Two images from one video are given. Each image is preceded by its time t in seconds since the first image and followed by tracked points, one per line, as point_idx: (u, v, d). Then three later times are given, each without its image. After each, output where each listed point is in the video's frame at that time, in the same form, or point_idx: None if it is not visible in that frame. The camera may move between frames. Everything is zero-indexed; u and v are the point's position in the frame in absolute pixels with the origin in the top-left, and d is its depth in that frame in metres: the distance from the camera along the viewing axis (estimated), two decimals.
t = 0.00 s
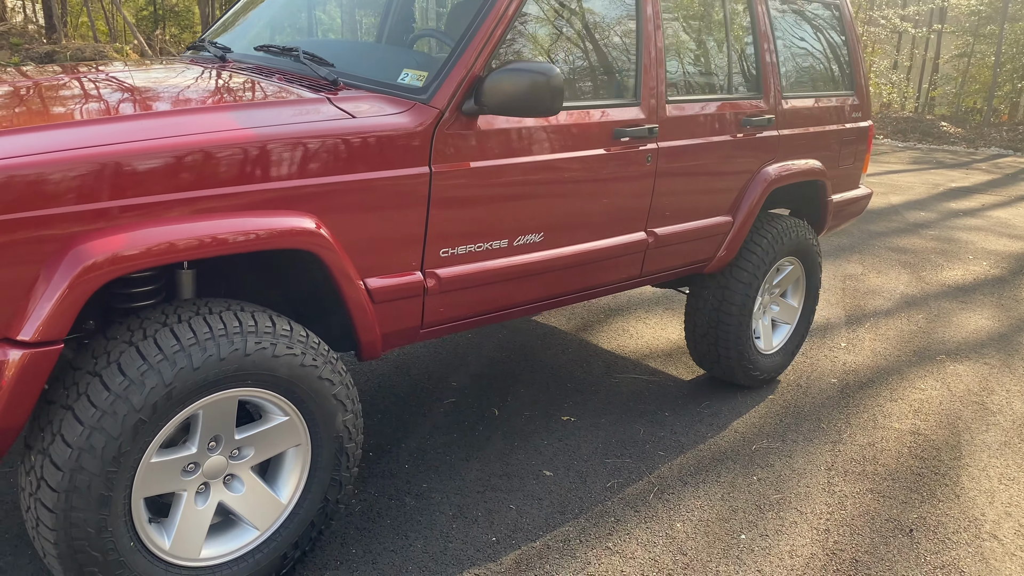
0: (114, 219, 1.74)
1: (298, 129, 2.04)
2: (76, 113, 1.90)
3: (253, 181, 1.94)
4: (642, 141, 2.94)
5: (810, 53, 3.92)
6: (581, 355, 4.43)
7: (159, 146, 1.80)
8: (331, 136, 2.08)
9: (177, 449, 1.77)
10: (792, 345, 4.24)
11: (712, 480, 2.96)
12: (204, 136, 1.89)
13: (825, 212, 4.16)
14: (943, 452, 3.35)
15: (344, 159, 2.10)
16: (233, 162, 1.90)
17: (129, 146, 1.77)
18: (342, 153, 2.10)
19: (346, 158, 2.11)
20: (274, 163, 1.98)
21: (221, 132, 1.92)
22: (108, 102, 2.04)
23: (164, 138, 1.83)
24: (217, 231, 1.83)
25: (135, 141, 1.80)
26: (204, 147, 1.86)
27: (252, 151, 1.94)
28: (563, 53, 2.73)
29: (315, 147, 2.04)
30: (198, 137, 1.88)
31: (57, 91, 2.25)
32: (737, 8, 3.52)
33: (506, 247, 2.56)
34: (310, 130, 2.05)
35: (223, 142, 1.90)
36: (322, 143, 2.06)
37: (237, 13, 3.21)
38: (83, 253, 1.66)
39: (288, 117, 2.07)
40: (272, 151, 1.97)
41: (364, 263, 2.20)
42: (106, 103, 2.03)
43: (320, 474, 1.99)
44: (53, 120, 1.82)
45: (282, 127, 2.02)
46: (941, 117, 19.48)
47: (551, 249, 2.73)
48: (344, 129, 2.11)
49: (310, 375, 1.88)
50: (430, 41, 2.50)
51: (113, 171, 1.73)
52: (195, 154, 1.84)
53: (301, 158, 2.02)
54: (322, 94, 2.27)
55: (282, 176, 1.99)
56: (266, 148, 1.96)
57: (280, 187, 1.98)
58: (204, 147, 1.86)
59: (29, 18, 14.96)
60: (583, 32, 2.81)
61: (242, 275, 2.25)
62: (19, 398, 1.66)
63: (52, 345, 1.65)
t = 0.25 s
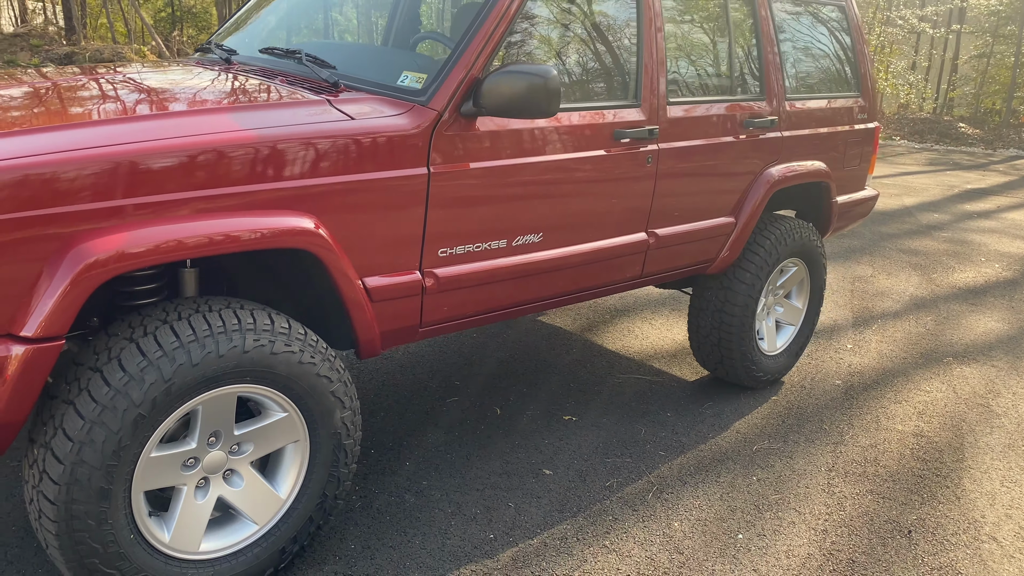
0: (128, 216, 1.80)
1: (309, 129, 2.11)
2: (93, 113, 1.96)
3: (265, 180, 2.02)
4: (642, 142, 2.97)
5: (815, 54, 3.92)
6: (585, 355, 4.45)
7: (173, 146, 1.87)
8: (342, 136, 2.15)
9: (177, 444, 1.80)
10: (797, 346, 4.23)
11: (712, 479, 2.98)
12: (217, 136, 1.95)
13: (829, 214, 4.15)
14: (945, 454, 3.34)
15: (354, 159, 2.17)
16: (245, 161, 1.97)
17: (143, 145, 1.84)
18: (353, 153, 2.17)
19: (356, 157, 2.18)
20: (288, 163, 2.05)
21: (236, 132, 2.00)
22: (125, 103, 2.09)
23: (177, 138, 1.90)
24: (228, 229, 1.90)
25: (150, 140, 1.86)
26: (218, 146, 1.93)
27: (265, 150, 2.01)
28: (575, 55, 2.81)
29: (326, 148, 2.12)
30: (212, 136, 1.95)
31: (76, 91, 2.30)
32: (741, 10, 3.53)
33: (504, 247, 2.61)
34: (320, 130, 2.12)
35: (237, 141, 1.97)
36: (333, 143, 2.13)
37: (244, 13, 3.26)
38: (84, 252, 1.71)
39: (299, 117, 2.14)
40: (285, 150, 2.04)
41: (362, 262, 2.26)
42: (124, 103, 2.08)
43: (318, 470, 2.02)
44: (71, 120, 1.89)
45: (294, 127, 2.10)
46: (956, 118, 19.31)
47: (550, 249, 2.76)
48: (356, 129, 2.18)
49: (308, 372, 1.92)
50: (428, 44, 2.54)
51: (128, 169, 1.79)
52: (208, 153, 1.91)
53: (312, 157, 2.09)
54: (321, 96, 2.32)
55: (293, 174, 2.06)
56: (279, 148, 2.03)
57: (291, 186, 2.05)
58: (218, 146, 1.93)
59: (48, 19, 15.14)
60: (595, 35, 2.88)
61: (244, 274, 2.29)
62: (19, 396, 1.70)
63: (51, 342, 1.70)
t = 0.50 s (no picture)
0: (141, 213, 1.82)
1: (321, 128, 2.13)
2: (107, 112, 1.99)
3: (279, 178, 2.04)
4: (649, 142, 2.97)
5: (826, 54, 3.90)
6: (593, 355, 4.44)
7: (186, 144, 1.90)
8: (355, 134, 2.17)
9: (180, 441, 1.82)
10: (806, 347, 4.20)
11: (717, 481, 2.96)
12: (231, 135, 1.98)
13: (840, 215, 4.12)
14: (954, 457, 3.31)
15: (366, 157, 2.20)
16: (259, 159, 2.00)
17: (158, 143, 1.86)
18: (365, 151, 2.19)
19: (368, 155, 2.20)
20: (301, 161, 2.08)
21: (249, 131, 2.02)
22: (142, 102, 2.12)
23: (191, 136, 1.92)
24: (240, 227, 1.92)
25: (164, 138, 1.89)
26: (232, 145, 1.96)
27: (279, 149, 2.04)
28: (588, 55, 2.84)
29: (338, 146, 2.14)
30: (225, 135, 1.97)
31: (94, 91, 2.33)
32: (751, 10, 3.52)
33: (508, 248, 2.61)
34: (332, 129, 2.14)
35: (250, 140, 1.99)
36: (345, 142, 2.15)
37: (255, 13, 3.28)
38: (88, 249, 1.73)
39: (311, 116, 2.16)
40: (299, 149, 2.07)
41: (366, 262, 2.27)
42: (140, 103, 2.11)
43: (321, 469, 2.03)
44: (87, 118, 1.92)
45: (308, 125, 2.12)
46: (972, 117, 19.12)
47: (555, 249, 2.77)
48: (368, 128, 2.20)
49: (310, 370, 1.93)
50: (433, 44, 2.55)
51: (143, 167, 1.82)
52: (222, 151, 1.94)
53: (324, 155, 2.11)
54: (324, 96, 2.34)
55: (306, 172, 2.09)
56: (293, 146, 2.06)
57: (304, 184, 2.08)
58: (232, 145, 1.96)
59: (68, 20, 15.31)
60: (609, 35, 2.90)
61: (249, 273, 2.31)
62: (24, 393, 1.73)
63: (57, 339, 1.72)
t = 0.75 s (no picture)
0: (149, 206, 1.86)
1: (328, 122, 2.16)
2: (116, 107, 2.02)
3: (287, 173, 2.07)
4: (652, 139, 2.97)
5: (833, 51, 3.89)
6: (597, 353, 4.45)
7: (194, 137, 1.93)
8: (363, 129, 2.20)
9: (180, 434, 1.84)
10: (811, 345, 4.18)
11: (719, 477, 2.96)
12: (239, 129, 2.01)
13: (845, 213, 4.10)
14: (959, 455, 3.30)
15: (372, 152, 2.22)
16: (267, 153, 2.03)
17: (166, 136, 1.90)
18: (372, 146, 2.22)
19: (375, 149, 2.22)
20: (309, 156, 2.11)
21: (256, 125, 2.05)
22: (152, 98, 2.14)
23: (199, 130, 1.96)
24: (245, 220, 1.95)
25: (172, 132, 1.92)
26: (241, 139, 1.99)
27: (288, 143, 2.07)
28: (598, 52, 2.85)
29: (346, 141, 2.17)
30: (234, 129, 2.00)
31: (105, 87, 2.35)
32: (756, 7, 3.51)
33: (510, 243, 2.62)
34: (339, 124, 2.17)
35: (257, 134, 2.02)
36: (352, 137, 2.18)
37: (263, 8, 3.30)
38: (91, 242, 1.75)
39: (319, 111, 2.19)
40: (307, 143, 2.10)
41: (367, 257, 2.28)
42: (151, 99, 2.13)
43: (321, 462, 2.04)
44: (100, 112, 1.96)
45: (316, 120, 2.15)
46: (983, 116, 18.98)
47: (557, 245, 2.77)
48: (376, 122, 2.23)
49: (310, 364, 1.94)
50: (434, 40, 2.56)
51: (151, 160, 1.85)
52: (230, 145, 1.97)
53: (330, 149, 2.14)
54: (326, 91, 2.36)
55: (314, 166, 2.12)
56: (301, 140, 2.09)
57: (312, 178, 2.11)
58: (241, 139, 1.99)
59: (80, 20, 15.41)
60: (618, 32, 2.91)
61: (251, 267, 2.33)
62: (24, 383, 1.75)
63: (58, 331, 1.74)
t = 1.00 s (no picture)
0: (158, 202, 1.88)
1: (336, 120, 2.18)
2: (125, 105, 2.05)
3: (295, 170, 2.09)
4: (657, 137, 2.98)
5: (841, 50, 3.89)
6: (603, 351, 4.45)
7: (203, 134, 1.95)
8: (371, 126, 2.22)
9: (188, 428, 1.86)
10: (817, 344, 4.18)
11: (724, 475, 2.97)
12: (247, 126, 2.03)
13: (852, 212, 4.10)
14: (964, 454, 3.29)
15: (379, 149, 2.24)
16: (274, 150, 2.05)
17: (175, 134, 1.92)
18: (379, 143, 2.23)
19: (382, 147, 2.24)
20: (317, 153, 2.13)
21: (264, 123, 2.07)
22: (162, 96, 2.16)
23: (207, 128, 1.98)
24: (253, 216, 1.97)
25: (181, 129, 1.95)
26: (249, 136, 2.01)
27: (296, 140, 2.09)
28: (606, 51, 2.86)
29: (353, 138, 2.19)
30: (242, 126, 2.03)
31: (116, 86, 2.38)
32: (762, 6, 3.51)
33: (515, 241, 2.63)
34: (347, 121, 2.19)
35: (264, 131, 2.04)
36: (360, 134, 2.20)
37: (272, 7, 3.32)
38: (99, 237, 1.78)
39: (326, 109, 2.21)
40: (315, 140, 2.12)
41: (372, 254, 2.29)
42: (161, 97, 2.15)
43: (327, 457, 2.06)
44: (110, 109, 1.99)
45: (324, 117, 2.17)
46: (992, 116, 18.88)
47: (562, 242, 2.78)
48: (382, 120, 2.24)
49: (316, 359, 1.96)
50: (441, 38, 2.58)
51: (160, 157, 1.87)
52: (238, 142, 1.99)
53: (338, 146, 2.16)
54: (332, 89, 2.38)
55: (321, 163, 2.14)
56: (309, 138, 2.11)
57: (320, 175, 2.13)
58: (249, 135, 2.01)
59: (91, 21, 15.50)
60: (626, 32, 2.92)
61: (258, 263, 2.36)
62: (31, 378, 1.76)
63: (67, 325, 1.77)
